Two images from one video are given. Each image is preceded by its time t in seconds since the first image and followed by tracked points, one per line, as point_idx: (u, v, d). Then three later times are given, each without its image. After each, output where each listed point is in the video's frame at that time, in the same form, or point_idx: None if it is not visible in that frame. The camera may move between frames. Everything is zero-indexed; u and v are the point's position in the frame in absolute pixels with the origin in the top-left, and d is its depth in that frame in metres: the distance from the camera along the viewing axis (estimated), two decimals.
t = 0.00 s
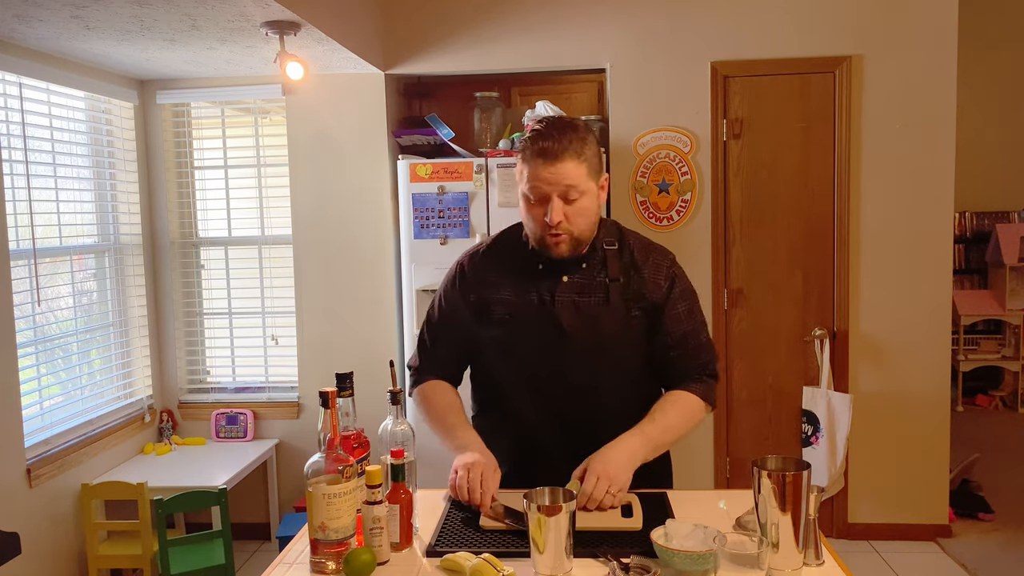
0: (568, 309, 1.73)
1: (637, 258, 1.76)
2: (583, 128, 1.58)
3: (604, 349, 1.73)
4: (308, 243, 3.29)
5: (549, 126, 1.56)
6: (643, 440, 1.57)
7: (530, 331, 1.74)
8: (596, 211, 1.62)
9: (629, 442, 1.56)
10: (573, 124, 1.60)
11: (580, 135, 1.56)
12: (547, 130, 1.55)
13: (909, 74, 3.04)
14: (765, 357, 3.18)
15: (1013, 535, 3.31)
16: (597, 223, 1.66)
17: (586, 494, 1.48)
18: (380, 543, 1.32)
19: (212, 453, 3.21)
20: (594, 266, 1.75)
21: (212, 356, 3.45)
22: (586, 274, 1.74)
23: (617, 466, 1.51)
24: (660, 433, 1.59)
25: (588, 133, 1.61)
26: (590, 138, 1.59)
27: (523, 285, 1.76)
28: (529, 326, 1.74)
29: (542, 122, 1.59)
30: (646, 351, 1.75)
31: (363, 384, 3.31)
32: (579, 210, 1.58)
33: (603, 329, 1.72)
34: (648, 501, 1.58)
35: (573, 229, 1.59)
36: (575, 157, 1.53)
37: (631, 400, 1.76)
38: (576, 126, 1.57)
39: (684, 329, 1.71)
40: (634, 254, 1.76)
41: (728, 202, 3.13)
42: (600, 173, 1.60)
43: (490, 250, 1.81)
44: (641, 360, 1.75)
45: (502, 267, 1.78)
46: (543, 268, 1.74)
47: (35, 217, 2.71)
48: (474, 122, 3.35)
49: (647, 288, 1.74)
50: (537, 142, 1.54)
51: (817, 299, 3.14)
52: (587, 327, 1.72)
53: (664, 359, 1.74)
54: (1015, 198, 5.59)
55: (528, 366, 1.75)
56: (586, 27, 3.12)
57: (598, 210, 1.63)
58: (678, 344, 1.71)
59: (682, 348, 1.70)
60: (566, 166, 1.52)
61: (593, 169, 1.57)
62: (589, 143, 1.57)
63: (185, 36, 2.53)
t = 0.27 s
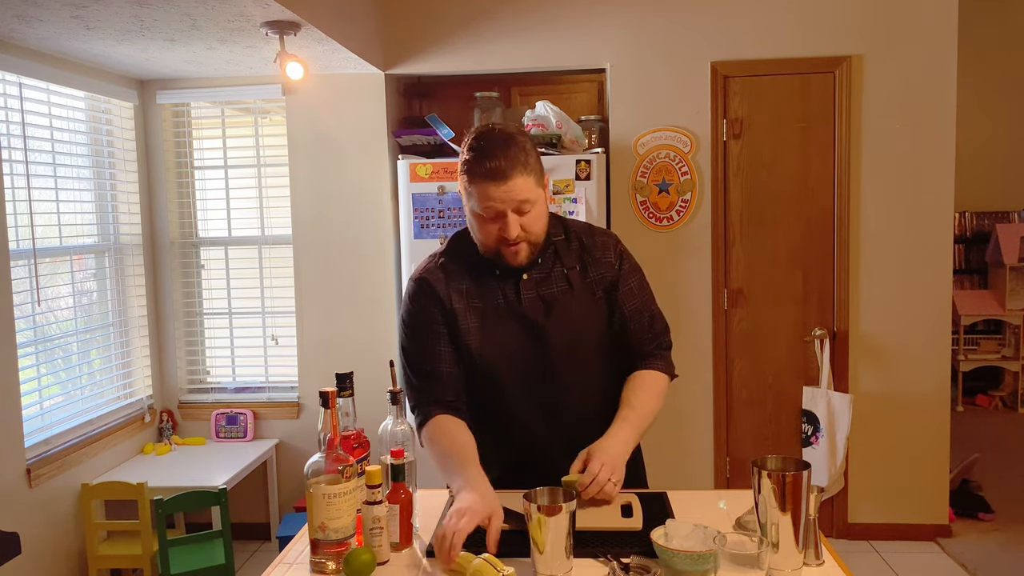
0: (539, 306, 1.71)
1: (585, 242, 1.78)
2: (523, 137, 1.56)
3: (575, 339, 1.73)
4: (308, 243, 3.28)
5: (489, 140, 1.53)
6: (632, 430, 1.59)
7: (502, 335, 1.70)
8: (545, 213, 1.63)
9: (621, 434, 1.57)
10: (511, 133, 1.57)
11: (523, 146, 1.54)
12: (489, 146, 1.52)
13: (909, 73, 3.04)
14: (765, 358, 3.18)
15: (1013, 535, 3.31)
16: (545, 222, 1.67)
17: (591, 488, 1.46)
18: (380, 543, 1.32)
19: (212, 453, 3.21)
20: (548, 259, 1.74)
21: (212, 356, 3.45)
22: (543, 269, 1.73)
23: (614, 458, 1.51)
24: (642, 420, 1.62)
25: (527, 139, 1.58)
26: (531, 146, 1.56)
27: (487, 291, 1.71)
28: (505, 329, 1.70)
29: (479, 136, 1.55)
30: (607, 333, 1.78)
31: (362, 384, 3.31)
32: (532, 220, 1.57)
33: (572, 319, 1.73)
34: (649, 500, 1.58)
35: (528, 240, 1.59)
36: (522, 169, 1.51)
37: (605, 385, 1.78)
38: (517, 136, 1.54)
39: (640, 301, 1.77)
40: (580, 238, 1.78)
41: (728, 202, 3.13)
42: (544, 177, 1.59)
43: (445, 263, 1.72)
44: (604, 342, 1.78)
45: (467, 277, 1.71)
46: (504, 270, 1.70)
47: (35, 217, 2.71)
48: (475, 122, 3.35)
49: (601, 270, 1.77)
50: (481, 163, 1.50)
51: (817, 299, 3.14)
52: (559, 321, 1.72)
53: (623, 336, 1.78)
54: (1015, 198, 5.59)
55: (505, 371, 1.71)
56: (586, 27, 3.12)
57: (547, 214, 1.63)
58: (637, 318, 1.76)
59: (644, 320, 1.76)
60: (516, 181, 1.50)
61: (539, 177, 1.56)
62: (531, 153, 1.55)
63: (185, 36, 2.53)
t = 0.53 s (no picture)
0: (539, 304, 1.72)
1: (585, 241, 1.80)
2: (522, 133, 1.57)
3: (575, 337, 1.73)
4: (308, 244, 3.28)
5: (488, 135, 1.54)
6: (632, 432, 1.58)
7: (504, 333, 1.70)
8: (544, 213, 1.63)
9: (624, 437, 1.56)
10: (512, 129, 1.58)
11: (522, 141, 1.54)
12: (487, 141, 1.53)
13: (909, 74, 3.04)
14: (765, 358, 3.18)
15: (1013, 535, 3.31)
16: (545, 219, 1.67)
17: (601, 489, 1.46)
18: (380, 543, 1.31)
19: (212, 453, 3.21)
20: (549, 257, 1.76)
21: (212, 356, 3.45)
22: (544, 268, 1.74)
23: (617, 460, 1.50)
24: (643, 421, 1.61)
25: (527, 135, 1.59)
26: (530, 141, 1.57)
27: (488, 290, 1.72)
28: (507, 328, 1.71)
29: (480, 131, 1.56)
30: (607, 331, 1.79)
31: (362, 384, 3.31)
32: (529, 216, 1.58)
33: (573, 317, 1.73)
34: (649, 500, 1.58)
35: (525, 236, 1.60)
36: (519, 165, 1.52)
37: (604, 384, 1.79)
38: (516, 132, 1.55)
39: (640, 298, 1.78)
40: (580, 237, 1.80)
41: (728, 202, 3.13)
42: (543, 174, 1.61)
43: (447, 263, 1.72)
44: (606, 342, 1.78)
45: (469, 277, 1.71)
46: (506, 269, 1.71)
47: (35, 217, 2.71)
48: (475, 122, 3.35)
49: (601, 268, 1.78)
50: (479, 155, 1.52)
51: (816, 299, 3.14)
52: (561, 320, 1.72)
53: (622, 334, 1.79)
54: (1015, 198, 5.59)
55: (509, 369, 1.71)
56: (586, 27, 3.12)
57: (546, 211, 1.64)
58: (636, 316, 1.76)
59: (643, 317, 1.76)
60: (512, 176, 1.51)
61: (537, 173, 1.57)
62: (530, 148, 1.55)
63: (185, 36, 2.53)
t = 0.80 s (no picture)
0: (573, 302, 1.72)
1: (634, 249, 1.77)
2: (575, 131, 1.56)
3: (607, 339, 1.71)
4: (308, 244, 3.28)
5: (541, 130, 1.54)
6: (659, 428, 1.56)
7: (535, 327, 1.72)
8: (589, 213, 1.62)
9: (647, 430, 1.54)
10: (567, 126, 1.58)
11: (571, 139, 1.54)
12: (539, 135, 1.53)
13: (909, 74, 3.04)
14: (765, 357, 3.18)
15: (1013, 535, 3.31)
16: (589, 219, 1.66)
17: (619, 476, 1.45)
18: (380, 543, 1.30)
19: (212, 452, 3.21)
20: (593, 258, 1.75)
21: (212, 356, 3.45)
22: (584, 267, 1.74)
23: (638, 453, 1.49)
24: (672, 420, 1.58)
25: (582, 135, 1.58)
26: (582, 140, 1.57)
27: (525, 282, 1.75)
28: (538, 323, 1.72)
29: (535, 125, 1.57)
30: (649, 341, 1.75)
31: (363, 384, 3.31)
32: (573, 214, 1.57)
33: (608, 319, 1.71)
34: (650, 500, 1.58)
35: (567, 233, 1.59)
36: (567, 162, 1.51)
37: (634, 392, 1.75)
38: (568, 130, 1.55)
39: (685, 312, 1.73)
40: (630, 244, 1.78)
41: (728, 201, 3.13)
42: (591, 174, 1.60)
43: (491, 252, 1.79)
44: (644, 351, 1.75)
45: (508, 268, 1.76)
46: (544, 264, 1.73)
47: (35, 218, 2.71)
48: (475, 122, 3.36)
49: (646, 278, 1.75)
50: (528, 147, 1.52)
51: (817, 298, 3.14)
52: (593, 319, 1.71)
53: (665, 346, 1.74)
54: (1015, 197, 5.59)
55: (536, 363, 1.72)
56: (587, 27, 3.12)
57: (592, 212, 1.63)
58: (679, 329, 1.72)
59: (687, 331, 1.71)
60: (559, 171, 1.51)
61: (586, 172, 1.55)
62: (581, 147, 1.55)
63: (185, 36, 2.53)
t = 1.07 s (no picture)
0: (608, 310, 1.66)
1: (686, 270, 1.66)
2: (649, 141, 1.51)
3: (637, 351, 1.66)
4: (308, 244, 3.29)
5: (614, 136, 1.49)
6: (673, 432, 1.46)
7: (568, 328, 1.68)
8: (648, 228, 1.57)
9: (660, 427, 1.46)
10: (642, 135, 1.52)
11: (644, 149, 1.49)
12: (611, 141, 1.48)
13: (909, 74, 3.04)
14: (765, 357, 3.18)
15: (1013, 535, 3.31)
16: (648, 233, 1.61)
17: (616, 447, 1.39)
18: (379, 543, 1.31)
19: (212, 452, 3.21)
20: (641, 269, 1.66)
21: (212, 356, 3.45)
22: (627, 277, 1.66)
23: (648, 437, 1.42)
24: (693, 432, 1.48)
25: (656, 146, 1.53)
26: (655, 152, 1.51)
27: (566, 280, 1.70)
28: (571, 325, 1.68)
29: (609, 129, 1.52)
30: (685, 363, 1.67)
31: (363, 384, 3.31)
32: (632, 228, 1.52)
33: (640, 334, 1.65)
34: (650, 500, 1.58)
35: (622, 244, 1.54)
36: (634, 173, 1.47)
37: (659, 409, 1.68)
38: (642, 139, 1.49)
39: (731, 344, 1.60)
40: (684, 264, 1.66)
41: (728, 201, 3.13)
42: (658, 189, 1.54)
43: (541, 240, 1.75)
44: (678, 371, 1.67)
45: (552, 261, 1.72)
46: (587, 263, 1.68)
47: (35, 217, 2.71)
48: (475, 122, 3.36)
49: (691, 299, 1.65)
50: (597, 153, 1.47)
51: (817, 298, 3.14)
52: (625, 330, 1.65)
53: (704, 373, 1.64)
54: (1015, 197, 5.59)
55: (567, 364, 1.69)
56: (586, 27, 3.12)
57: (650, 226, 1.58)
58: (719, 360, 1.60)
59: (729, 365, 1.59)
60: (625, 181, 1.46)
61: (653, 185, 1.50)
62: (651, 159, 1.50)
63: (185, 36, 2.53)
